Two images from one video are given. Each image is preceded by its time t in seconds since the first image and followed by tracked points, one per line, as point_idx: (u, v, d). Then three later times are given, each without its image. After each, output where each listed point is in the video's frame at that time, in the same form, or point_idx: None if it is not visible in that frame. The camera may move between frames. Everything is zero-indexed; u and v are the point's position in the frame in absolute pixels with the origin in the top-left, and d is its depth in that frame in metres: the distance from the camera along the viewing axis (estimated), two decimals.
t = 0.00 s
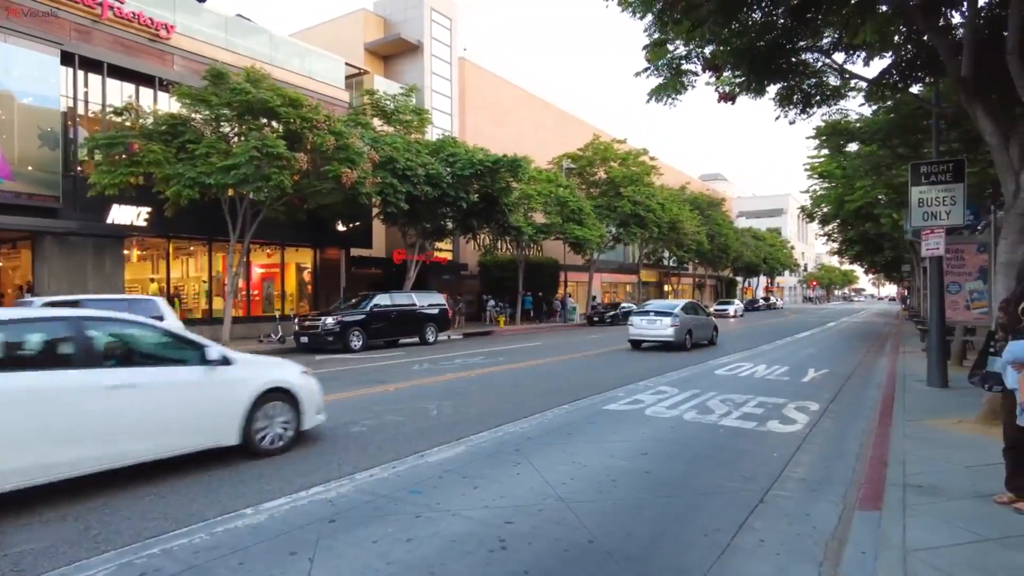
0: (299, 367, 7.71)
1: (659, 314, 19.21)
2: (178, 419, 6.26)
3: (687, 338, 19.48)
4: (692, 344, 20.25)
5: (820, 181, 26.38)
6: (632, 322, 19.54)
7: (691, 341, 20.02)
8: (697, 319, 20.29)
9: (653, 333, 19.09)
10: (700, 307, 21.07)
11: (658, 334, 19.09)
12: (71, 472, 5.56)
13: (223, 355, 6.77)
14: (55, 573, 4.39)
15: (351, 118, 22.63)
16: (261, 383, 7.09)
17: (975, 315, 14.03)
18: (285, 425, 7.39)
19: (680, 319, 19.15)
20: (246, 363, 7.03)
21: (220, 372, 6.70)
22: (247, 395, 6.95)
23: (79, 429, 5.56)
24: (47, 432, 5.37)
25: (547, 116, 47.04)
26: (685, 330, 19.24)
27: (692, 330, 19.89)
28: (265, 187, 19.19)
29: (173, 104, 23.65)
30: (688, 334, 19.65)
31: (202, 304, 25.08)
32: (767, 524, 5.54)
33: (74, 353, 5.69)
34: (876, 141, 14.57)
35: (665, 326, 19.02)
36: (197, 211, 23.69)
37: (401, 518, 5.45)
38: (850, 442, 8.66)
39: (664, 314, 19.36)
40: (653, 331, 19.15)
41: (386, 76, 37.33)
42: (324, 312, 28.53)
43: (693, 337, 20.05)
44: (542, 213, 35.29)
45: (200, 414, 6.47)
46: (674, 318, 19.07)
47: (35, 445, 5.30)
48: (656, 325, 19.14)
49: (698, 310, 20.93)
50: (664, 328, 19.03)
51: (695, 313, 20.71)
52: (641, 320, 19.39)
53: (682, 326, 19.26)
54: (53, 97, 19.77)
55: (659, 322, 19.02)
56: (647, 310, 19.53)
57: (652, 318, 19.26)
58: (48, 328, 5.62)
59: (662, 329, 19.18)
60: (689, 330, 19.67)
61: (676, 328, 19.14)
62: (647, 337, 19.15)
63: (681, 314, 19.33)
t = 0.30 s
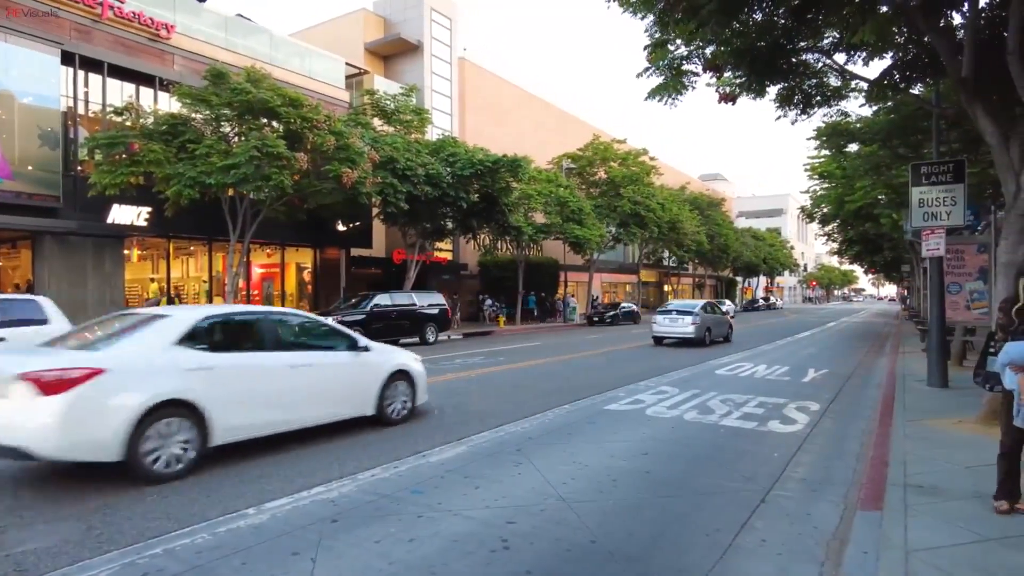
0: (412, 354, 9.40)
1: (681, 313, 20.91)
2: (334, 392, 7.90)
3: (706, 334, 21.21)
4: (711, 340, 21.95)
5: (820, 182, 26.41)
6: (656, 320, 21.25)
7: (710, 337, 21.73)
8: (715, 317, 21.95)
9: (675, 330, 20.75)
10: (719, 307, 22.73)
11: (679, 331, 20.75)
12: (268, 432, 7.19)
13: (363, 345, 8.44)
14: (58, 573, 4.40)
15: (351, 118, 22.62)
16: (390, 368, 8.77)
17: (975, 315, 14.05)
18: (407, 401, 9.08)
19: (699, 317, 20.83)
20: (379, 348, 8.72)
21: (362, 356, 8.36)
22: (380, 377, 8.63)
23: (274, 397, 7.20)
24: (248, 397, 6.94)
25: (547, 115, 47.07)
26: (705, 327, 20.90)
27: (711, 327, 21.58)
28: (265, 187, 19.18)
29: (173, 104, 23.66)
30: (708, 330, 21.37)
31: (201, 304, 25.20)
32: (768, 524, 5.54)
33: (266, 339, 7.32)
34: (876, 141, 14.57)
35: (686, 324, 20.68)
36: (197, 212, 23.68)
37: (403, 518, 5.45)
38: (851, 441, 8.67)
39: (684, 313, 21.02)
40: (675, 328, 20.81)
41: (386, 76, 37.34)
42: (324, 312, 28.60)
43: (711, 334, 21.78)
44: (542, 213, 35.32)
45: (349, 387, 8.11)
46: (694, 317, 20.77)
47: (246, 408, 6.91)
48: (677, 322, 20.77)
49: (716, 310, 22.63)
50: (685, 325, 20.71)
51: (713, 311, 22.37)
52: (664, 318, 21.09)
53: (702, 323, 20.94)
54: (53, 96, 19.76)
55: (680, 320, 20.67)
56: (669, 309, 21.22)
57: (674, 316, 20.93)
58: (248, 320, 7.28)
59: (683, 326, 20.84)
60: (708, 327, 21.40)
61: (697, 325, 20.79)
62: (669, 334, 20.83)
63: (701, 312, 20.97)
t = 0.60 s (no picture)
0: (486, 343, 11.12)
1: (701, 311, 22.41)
2: (439, 373, 9.61)
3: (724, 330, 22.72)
4: (728, 337, 23.43)
5: (820, 182, 26.41)
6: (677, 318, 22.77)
7: (727, 333, 23.23)
8: (731, 315, 23.44)
9: (695, 327, 22.22)
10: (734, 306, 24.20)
11: (699, 328, 22.22)
12: (396, 403, 8.89)
13: (456, 334, 10.12)
14: (60, 573, 4.39)
15: (352, 117, 22.59)
16: (475, 354, 10.45)
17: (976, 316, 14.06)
18: (487, 381, 10.84)
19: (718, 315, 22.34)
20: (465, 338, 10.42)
21: (456, 344, 10.07)
22: (469, 360, 10.35)
23: (401, 375, 8.88)
24: (383, 377, 8.61)
25: (548, 116, 47.08)
26: (723, 324, 22.37)
27: (728, 324, 23.08)
28: (266, 187, 19.17)
29: (174, 104, 23.68)
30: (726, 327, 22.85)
31: (202, 304, 25.17)
32: (769, 524, 5.55)
33: (392, 329, 8.95)
34: (878, 141, 14.55)
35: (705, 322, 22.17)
36: (197, 212, 23.69)
37: (405, 518, 5.46)
38: (852, 442, 8.67)
39: (703, 311, 22.54)
40: (695, 325, 22.30)
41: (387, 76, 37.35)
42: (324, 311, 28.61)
43: (728, 330, 23.28)
44: (543, 213, 35.33)
45: (448, 369, 9.82)
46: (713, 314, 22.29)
47: (379, 384, 8.56)
48: (697, 320, 22.26)
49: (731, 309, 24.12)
50: (704, 323, 22.19)
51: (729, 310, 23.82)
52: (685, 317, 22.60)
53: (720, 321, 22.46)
54: (54, 96, 19.76)
55: (700, 318, 22.17)
56: (690, 308, 22.73)
57: (694, 314, 22.44)
58: (375, 313, 8.90)
59: (703, 324, 22.35)
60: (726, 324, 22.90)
61: (715, 322, 22.29)
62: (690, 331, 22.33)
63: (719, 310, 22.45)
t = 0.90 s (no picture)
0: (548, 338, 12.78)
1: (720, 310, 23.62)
2: (514, 361, 11.28)
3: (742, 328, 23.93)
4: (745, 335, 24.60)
5: (823, 182, 26.37)
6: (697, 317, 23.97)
7: (745, 331, 24.43)
8: (747, 314, 24.64)
9: (714, 326, 23.41)
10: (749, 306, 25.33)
11: (718, 327, 23.42)
12: (480, 385, 10.60)
13: (525, 328, 11.78)
14: (64, 572, 4.40)
15: (355, 118, 22.60)
16: (541, 345, 12.12)
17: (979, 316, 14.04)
18: (551, 369, 12.57)
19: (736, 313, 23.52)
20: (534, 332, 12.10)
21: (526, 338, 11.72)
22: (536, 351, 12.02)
23: (486, 362, 10.56)
24: (473, 363, 10.30)
25: (551, 115, 47.08)
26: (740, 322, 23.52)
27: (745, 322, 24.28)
28: (268, 186, 19.20)
29: (177, 104, 23.73)
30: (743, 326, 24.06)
31: (205, 304, 25.19)
32: (773, 524, 5.54)
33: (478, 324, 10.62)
34: (881, 141, 14.52)
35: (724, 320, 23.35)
36: (200, 212, 23.73)
37: (408, 517, 5.46)
38: (855, 442, 8.66)
39: (722, 310, 23.79)
40: (714, 324, 23.50)
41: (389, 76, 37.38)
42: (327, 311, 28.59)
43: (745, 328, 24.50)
44: (545, 213, 35.35)
45: (521, 358, 11.48)
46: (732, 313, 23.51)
47: (471, 368, 10.29)
48: (717, 319, 23.44)
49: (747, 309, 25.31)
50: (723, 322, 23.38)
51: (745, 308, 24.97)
52: (704, 316, 23.81)
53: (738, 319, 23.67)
54: (57, 97, 19.79)
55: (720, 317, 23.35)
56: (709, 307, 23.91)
57: (714, 313, 23.65)
58: (463, 310, 10.56)
59: (721, 322, 23.52)
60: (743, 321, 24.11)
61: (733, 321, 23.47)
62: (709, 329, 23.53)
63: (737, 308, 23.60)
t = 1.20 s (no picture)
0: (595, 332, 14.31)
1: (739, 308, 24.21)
2: (572, 351, 12.83)
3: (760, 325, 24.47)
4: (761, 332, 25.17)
5: (829, 181, 26.29)
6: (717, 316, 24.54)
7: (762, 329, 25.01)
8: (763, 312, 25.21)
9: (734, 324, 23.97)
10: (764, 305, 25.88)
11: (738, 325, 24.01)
12: (544, 371, 12.12)
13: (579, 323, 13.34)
14: (73, 570, 4.43)
15: (360, 118, 22.68)
16: (591, 338, 13.67)
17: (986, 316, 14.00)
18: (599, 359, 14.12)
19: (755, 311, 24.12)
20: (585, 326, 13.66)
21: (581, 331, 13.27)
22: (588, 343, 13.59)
23: (551, 351, 12.13)
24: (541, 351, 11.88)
25: (555, 115, 47.07)
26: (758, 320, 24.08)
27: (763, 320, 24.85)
28: (274, 186, 19.25)
29: (183, 105, 23.85)
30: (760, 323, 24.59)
31: (211, 304, 25.28)
32: (780, 524, 5.54)
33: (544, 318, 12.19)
34: (887, 141, 14.47)
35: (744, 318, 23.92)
36: (206, 212, 23.81)
37: (415, 517, 5.47)
38: (862, 442, 8.64)
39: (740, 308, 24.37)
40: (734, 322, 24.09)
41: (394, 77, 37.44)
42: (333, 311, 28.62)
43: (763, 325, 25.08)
44: (550, 212, 35.35)
45: (577, 349, 13.03)
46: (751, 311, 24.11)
47: (541, 356, 11.88)
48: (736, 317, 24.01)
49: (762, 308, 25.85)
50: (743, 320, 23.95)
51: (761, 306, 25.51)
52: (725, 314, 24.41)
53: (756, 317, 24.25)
54: (65, 98, 19.88)
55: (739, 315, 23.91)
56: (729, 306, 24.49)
57: (733, 312, 24.25)
58: (530, 308, 12.11)
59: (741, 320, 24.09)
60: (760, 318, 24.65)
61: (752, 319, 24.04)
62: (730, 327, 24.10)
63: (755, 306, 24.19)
